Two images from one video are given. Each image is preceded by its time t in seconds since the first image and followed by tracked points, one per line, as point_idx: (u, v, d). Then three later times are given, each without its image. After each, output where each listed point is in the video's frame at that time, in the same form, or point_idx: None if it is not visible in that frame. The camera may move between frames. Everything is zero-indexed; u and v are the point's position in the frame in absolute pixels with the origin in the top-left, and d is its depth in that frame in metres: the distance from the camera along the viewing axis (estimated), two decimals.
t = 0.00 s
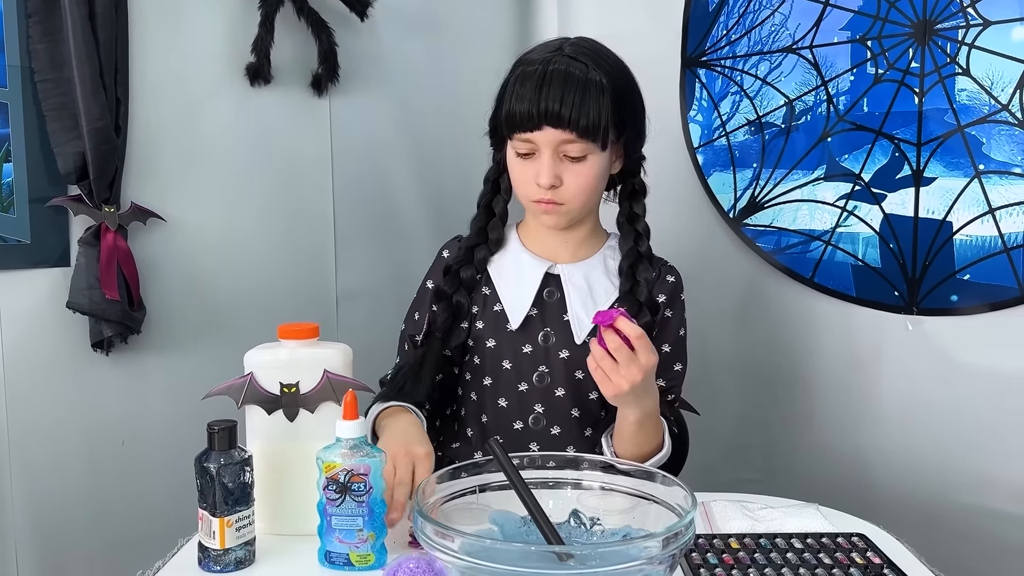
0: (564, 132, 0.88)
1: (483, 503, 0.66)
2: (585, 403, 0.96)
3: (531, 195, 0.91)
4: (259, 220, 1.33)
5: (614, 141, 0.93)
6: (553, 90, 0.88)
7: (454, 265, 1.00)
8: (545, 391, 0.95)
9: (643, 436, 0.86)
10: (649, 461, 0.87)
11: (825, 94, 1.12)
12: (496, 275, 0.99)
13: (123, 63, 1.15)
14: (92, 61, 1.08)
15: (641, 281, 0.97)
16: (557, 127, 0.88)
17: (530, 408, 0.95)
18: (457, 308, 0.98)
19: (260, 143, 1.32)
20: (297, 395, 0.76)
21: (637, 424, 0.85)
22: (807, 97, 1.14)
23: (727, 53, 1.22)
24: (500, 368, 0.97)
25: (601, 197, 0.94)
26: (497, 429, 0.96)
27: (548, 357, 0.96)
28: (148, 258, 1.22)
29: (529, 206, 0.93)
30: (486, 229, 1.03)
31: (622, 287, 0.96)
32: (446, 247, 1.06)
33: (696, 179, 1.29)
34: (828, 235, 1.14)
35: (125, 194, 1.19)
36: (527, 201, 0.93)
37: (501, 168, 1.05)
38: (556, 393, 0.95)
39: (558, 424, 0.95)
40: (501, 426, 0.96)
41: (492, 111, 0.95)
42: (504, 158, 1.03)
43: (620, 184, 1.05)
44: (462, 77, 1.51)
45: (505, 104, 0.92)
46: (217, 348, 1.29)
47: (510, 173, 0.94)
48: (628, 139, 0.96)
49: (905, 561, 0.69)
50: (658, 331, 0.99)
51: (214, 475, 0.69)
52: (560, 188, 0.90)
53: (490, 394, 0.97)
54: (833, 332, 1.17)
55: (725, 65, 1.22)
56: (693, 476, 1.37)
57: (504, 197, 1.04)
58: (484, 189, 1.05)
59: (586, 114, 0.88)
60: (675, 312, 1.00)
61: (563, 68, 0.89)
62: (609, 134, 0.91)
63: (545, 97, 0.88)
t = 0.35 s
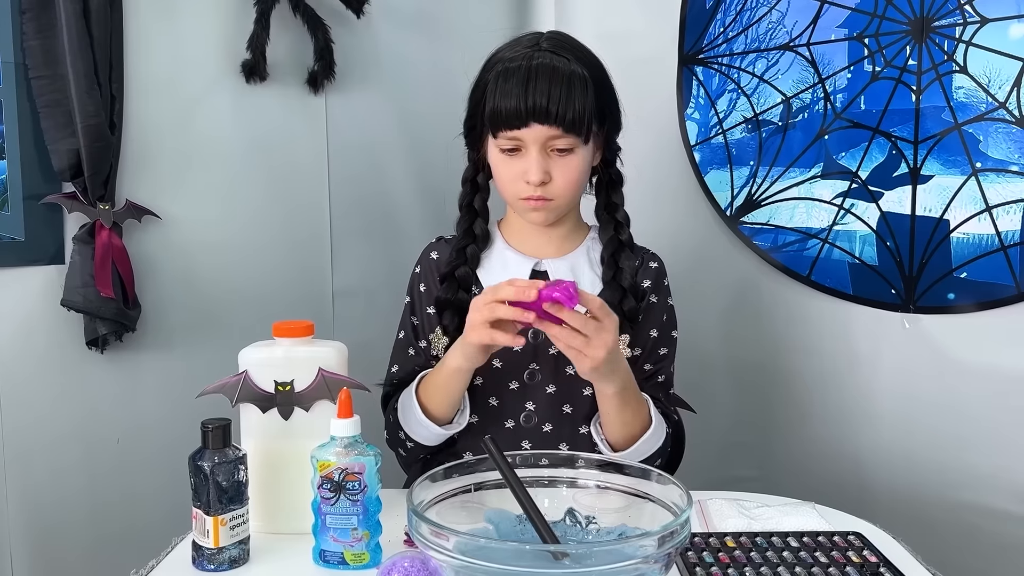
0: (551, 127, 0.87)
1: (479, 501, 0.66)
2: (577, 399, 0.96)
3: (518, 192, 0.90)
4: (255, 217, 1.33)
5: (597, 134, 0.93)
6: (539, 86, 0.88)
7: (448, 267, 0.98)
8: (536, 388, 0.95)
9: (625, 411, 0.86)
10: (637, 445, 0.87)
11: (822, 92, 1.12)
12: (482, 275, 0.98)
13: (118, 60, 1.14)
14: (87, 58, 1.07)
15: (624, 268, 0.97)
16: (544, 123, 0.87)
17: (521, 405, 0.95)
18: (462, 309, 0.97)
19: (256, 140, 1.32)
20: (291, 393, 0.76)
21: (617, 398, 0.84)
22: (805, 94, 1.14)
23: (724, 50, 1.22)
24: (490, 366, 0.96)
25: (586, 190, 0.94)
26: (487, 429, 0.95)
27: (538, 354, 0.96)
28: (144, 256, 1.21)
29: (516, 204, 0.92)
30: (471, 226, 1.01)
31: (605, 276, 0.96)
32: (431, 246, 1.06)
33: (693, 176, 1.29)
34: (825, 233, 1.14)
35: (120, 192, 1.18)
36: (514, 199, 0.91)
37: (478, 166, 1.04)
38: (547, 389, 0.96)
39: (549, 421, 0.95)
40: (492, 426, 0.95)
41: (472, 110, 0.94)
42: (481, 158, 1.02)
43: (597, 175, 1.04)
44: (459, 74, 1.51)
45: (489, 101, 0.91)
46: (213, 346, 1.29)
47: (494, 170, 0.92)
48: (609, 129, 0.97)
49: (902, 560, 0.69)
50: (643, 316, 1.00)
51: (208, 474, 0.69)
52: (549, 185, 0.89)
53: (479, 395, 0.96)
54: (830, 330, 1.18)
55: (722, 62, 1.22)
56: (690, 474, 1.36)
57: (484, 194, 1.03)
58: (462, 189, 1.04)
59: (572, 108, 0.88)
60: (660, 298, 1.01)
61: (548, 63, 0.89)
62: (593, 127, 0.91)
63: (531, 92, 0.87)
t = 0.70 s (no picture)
0: (552, 129, 0.86)
1: (474, 501, 0.66)
2: (571, 398, 0.95)
3: (518, 192, 0.89)
4: (252, 215, 1.33)
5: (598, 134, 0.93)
6: (539, 86, 0.87)
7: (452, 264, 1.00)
8: (530, 386, 0.95)
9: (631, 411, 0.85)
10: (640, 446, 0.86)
11: (820, 90, 1.12)
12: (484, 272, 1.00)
13: (113, 57, 1.13)
14: (82, 55, 1.07)
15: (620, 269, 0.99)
16: (544, 124, 0.86)
17: (514, 404, 0.95)
18: (457, 304, 0.98)
19: (252, 139, 1.31)
20: (286, 393, 0.76)
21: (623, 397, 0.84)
22: (803, 92, 1.14)
23: (722, 48, 1.21)
24: (484, 363, 0.97)
25: (587, 190, 0.93)
26: (479, 427, 0.94)
27: (532, 351, 0.96)
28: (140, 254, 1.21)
29: (516, 204, 0.91)
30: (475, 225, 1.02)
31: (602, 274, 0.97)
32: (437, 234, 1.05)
33: (690, 174, 1.28)
34: (823, 231, 1.14)
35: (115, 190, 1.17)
36: (514, 199, 0.91)
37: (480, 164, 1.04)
38: (540, 387, 0.95)
39: (543, 420, 0.94)
40: (484, 424, 0.95)
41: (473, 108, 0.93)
42: (480, 156, 1.02)
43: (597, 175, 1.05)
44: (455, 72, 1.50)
45: (489, 101, 0.90)
46: (208, 345, 1.28)
47: (495, 170, 0.92)
48: (609, 129, 0.97)
49: (901, 561, 0.68)
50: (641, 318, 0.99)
51: (202, 474, 0.68)
52: (550, 187, 0.88)
53: (473, 390, 0.96)
54: (827, 329, 1.17)
55: (720, 59, 1.22)
56: (688, 473, 1.36)
57: (486, 193, 1.03)
58: (463, 187, 1.04)
59: (573, 108, 0.87)
60: (658, 301, 1.01)
61: (548, 63, 0.89)
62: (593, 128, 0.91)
63: (530, 92, 0.87)
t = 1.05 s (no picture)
0: (563, 132, 0.86)
1: (470, 500, 0.66)
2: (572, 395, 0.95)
3: (529, 192, 0.90)
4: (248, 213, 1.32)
5: (612, 140, 0.92)
6: (550, 89, 0.86)
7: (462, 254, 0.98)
8: (533, 380, 0.95)
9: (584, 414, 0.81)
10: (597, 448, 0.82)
11: (817, 88, 1.12)
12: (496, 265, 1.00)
13: (108, 55, 1.13)
14: (77, 53, 1.07)
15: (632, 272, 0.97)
16: (555, 127, 0.86)
17: (519, 396, 0.94)
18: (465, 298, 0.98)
19: (248, 138, 1.30)
20: (281, 392, 0.76)
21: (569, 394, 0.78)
22: (800, 90, 1.14)
23: (718, 46, 1.21)
24: (490, 352, 0.97)
25: (601, 194, 0.93)
26: (483, 415, 0.95)
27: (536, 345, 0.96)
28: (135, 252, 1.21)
29: (528, 203, 0.93)
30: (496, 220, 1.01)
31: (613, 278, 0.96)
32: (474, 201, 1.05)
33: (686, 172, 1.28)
34: (820, 229, 1.14)
35: (110, 188, 1.17)
36: (526, 198, 0.92)
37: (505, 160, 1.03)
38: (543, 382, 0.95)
39: (545, 414, 0.93)
40: (487, 414, 0.95)
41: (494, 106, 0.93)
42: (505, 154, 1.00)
43: (620, 179, 1.04)
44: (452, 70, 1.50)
45: (503, 102, 0.90)
46: (204, 344, 1.28)
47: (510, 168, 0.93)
48: (627, 136, 0.95)
49: (896, 559, 0.68)
50: (643, 320, 0.97)
51: (197, 473, 0.68)
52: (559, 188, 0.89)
53: (479, 379, 0.97)
54: (823, 327, 1.18)
55: (716, 57, 1.22)
56: (684, 471, 1.36)
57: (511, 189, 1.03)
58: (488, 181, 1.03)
59: (583, 113, 0.86)
60: (663, 304, 0.99)
61: (561, 66, 0.88)
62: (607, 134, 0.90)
63: (541, 95, 0.86)
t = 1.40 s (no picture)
0: (568, 134, 0.86)
1: (468, 500, 0.66)
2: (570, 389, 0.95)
3: (532, 192, 0.90)
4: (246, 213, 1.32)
5: (616, 144, 0.92)
6: (558, 92, 0.86)
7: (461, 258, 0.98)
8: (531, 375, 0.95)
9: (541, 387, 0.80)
10: (560, 416, 0.81)
11: (814, 88, 1.12)
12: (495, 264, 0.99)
13: (106, 54, 1.13)
14: (75, 52, 1.07)
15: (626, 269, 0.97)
16: (561, 129, 0.86)
17: (516, 392, 0.94)
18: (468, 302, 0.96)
19: (246, 138, 1.30)
20: (279, 392, 0.76)
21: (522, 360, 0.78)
22: (797, 91, 1.14)
23: (716, 46, 1.21)
24: (488, 350, 0.97)
25: (602, 197, 0.93)
26: (483, 411, 0.96)
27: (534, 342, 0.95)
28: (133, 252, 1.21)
29: (529, 203, 0.92)
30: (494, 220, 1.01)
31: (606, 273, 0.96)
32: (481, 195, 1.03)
33: (684, 173, 1.28)
34: (818, 229, 1.14)
35: (109, 187, 1.17)
36: (528, 198, 0.91)
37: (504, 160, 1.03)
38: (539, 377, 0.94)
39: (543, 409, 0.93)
40: (488, 409, 0.96)
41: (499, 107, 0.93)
42: (505, 154, 1.00)
43: (620, 182, 1.04)
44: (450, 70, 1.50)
45: (509, 102, 0.90)
46: (203, 344, 1.28)
47: (512, 168, 0.92)
48: (629, 140, 0.95)
49: (892, 559, 0.68)
50: (632, 312, 0.98)
51: (195, 473, 0.68)
52: (562, 190, 0.88)
53: (478, 375, 0.97)
54: (821, 326, 1.18)
55: (714, 57, 1.22)
56: (681, 470, 1.37)
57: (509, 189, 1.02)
58: (487, 182, 1.03)
59: (590, 116, 0.86)
60: (654, 299, 1.00)
61: (568, 69, 0.88)
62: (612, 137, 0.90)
63: (549, 97, 0.86)
